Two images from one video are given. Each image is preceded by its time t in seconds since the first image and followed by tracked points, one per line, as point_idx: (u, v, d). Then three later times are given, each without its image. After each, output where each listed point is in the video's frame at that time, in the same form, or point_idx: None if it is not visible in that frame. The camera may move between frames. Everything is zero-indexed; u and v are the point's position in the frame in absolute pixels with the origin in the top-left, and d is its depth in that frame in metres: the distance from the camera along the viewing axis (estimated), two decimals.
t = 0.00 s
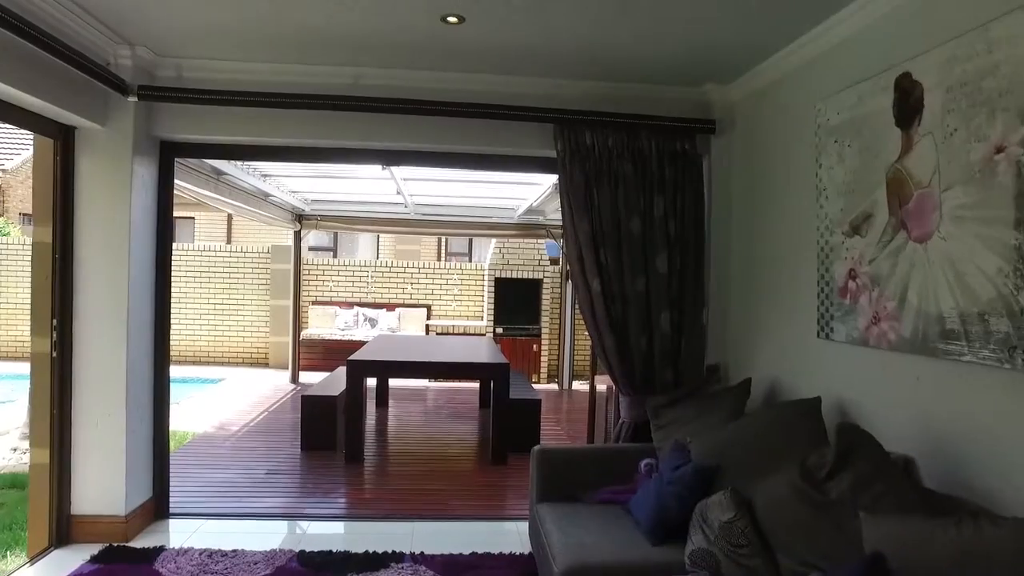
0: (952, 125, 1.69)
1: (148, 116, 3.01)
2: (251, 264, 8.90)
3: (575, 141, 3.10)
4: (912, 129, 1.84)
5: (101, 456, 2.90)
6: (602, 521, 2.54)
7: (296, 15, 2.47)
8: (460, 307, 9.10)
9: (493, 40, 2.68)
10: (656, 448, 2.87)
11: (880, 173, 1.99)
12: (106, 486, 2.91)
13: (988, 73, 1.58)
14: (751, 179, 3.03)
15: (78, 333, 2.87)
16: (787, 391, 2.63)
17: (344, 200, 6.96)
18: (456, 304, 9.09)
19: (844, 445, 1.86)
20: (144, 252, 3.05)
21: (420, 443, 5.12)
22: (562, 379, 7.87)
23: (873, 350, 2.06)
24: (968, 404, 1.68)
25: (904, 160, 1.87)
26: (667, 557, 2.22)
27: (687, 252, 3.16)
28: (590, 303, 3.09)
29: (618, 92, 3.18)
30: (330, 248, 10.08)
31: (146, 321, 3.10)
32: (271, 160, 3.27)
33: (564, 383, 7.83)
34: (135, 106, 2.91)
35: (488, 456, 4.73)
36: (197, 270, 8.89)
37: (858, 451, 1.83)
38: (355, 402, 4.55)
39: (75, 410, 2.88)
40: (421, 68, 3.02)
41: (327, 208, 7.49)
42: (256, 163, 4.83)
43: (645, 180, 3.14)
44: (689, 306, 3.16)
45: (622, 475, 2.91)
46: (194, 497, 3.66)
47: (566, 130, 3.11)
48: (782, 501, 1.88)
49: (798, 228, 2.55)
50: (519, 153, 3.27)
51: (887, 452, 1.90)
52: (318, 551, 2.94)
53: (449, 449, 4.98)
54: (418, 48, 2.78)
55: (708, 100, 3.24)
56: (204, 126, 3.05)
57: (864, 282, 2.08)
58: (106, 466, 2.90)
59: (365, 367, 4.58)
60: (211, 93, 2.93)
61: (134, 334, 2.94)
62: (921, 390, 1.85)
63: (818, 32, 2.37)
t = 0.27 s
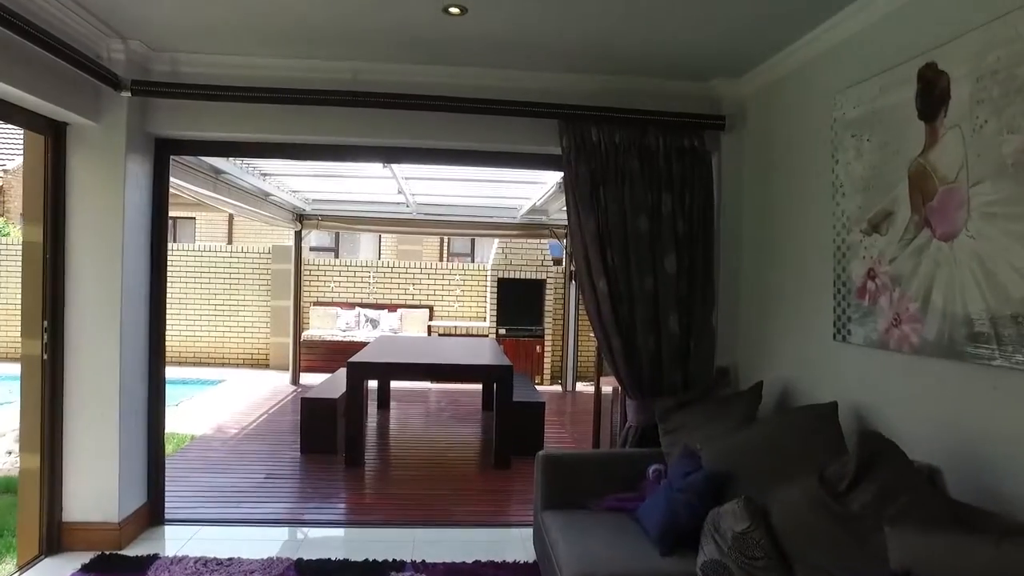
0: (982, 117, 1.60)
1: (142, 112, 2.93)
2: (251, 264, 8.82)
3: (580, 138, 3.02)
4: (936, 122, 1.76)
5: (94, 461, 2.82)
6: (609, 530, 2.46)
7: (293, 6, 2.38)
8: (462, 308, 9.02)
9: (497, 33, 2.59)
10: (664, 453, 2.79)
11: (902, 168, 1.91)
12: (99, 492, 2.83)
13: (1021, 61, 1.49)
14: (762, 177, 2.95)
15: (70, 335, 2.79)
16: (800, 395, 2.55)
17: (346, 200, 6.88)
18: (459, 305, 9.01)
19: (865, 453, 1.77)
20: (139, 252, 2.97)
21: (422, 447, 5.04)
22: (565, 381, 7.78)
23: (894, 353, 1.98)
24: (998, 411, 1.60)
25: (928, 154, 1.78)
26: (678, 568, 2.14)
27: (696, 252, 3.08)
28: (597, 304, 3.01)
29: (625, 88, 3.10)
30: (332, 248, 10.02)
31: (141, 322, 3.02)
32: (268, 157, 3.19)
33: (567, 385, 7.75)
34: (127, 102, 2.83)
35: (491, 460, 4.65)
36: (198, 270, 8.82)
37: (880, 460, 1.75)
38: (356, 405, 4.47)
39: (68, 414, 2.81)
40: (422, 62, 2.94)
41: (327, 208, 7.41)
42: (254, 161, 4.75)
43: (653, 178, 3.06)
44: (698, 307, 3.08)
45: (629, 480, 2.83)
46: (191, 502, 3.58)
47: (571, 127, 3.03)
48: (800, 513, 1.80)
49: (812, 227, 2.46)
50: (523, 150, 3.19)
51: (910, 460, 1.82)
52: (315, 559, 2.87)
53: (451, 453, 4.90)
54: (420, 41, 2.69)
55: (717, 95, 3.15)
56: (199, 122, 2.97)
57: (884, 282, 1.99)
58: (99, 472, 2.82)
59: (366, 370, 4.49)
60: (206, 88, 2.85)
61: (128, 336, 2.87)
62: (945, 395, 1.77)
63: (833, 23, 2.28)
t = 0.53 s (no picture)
0: (1012, 108, 1.52)
1: (136, 108, 2.86)
2: (252, 264, 8.76)
3: (585, 134, 2.95)
4: (961, 114, 1.68)
5: (87, 465, 2.75)
6: (616, 538, 2.38)
7: None
8: (465, 308, 8.95)
9: (500, 26, 2.52)
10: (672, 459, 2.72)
11: (923, 162, 1.82)
12: (92, 498, 2.76)
13: None
14: (773, 174, 2.87)
15: (62, 337, 2.72)
16: (812, 399, 2.47)
17: (347, 199, 6.81)
18: (461, 305, 8.94)
19: (886, 461, 1.69)
20: (133, 251, 2.90)
21: (424, 449, 4.96)
22: (569, 382, 7.70)
23: (914, 356, 1.90)
24: None
25: (952, 148, 1.70)
26: None
27: (704, 251, 3.01)
28: (602, 305, 2.93)
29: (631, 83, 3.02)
30: (333, 248, 9.95)
31: (136, 323, 2.95)
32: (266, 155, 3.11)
33: (571, 387, 7.68)
34: (122, 97, 2.76)
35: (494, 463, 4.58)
36: (198, 270, 8.75)
37: (903, 467, 1.67)
38: (357, 407, 4.38)
39: (61, 417, 2.74)
40: (423, 56, 2.86)
41: (328, 207, 7.33)
42: (253, 159, 4.67)
43: (660, 175, 2.98)
44: (707, 307, 3.00)
45: (636, 486, 2.75)
46: (188, 507, 3.51)
47: (577, 123, 2.96)
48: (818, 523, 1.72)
49: (826, 225, 2.38)
50: (527, 146, 3.11)
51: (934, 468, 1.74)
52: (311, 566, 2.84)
53: (453, 456, 4.82)
54: (421, 34, 2.62)
55: (726, 90, 3.07)
56: (195, 118, 2.90)
57: (903, 282, 1.91)
58: (92, 477, 2.75)
59: (368, 372, 4.41)
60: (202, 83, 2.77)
61: (122, 338, 2.80)
62: (970, 400, 1.69)
63: (848, 14, 2.20)
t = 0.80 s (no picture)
0: None
1: (132, 103, 2.79)
2: (254, 264, 8.70)
3: (592, 129, 2.88)
4: (989, 103, 1.60)
5: (81, 468, 2.68)
6: (625, 544, 2.31)
7: None
8: (468, 308, 8.88)
9: (505, 18, 2.45)
10: (682, 462, 2.65)
11: (947, 154, 1.75)
12: (87, 501, 2.69)
13: None
14: (785, 169, 2.79)
15: (57, 337, 2.66)
16: (827, 401, 2.40)
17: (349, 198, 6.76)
18: (464, 305, 8.87)
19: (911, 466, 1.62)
20: (129, 250, 2.84)
21: (427, 451, 4.90)
22: (573, 383, 7.63)
23: (936, 356, 1.82)
24: None
25: (979, 139, 1.63)
26: None
27: (714, 249, 2.94)
28: (609, 304, 2.87)
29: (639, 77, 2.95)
30: (335, 248, 9.90)
31: (132, 323, 2.89)
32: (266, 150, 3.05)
33: (576, 387, 7.61)
34: (118, 91, 2.69)
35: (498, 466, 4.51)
36: (200, 269, 8.69)
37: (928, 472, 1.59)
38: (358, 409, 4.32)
39: (55, 418, 2.67)
40: (427, 49, 2.80)
41: (330, 206, 7.26)
42: (254, 156, 4.61)
43: (669, 171, 2.91)
44: (716, 307, 2.93)
45: (644, 490, 2.68)
46: (187, 510, 3.45)
47: (583, 118, 2.89)
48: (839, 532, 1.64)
49: (841, 221, 2.31)
50: (533, 142, 3.04)
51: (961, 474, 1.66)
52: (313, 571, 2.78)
53: (456, 458, 4.75)
54: (424, 27, 2.55)
55: (736, 84, 3.00)
56: (193, 113, 2.83)
57: (924, 280, 1.84)
58: (87, 480, 2.69)
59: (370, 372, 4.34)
60: (200, 77, 2.70)
61: (118, 338, 2.73)
62: (999, 403, 1.62)
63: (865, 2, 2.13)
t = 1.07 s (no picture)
0: None
1: (130, 99, 2.73)
2: (256, 264, 8.65)
3: (600, 125, 2.82)
4: (1019, 95, 1.54)
5: (78, 471, 2.63)
6: (634, 551, 2.25)
7: None
8: (471, 308, 8.83)
9: (512, 12, 2.39)
10: (692, 466, 2.59)
11: (972, 148, 1.69)
12: (84, 506, 2.63)
13: None
14: (798, 166, 2.73)
15: (52, 338, 2.60)
16: (843, 404, 2.34)
17: (351, 197, 6.70)
18: (467, 305, 8.82)
19: (937, 473, 1.55)
20: (127, 249, 2.78)
21: (430, 453, 4.84)
22: (577, 383, 7.57)
23: (960, 358, 1.76)
24: None
25: (1008, 132, 1.57)
26: None
27: (724, 248, 2.87)
28: (618, 304, 2.81)
29: (647, 72, 2.90)
30: (337, 248, 9.85)
31: (131, 323, 2.83)
32: (267, 148, 2.99)
33: (580, 388, 7.55)
34: (115, 87, 2.63)
35: (503, 468, 4.45)
36: (201, 269, 8.65)
37: (956, 479, 1.53)
38: (360, 410, 4.21)
39: (51, 420, 2.62)
40: (431, 44, 2.74)
41: (332, 205, 7.20)
42: (254, 155, 4.56)
43: (678, 168, 2.85)
44: (726, 307, 2.87)
45: (653, 494, 2.62)
46: (187, 514, 3.40)
47: (591, 114, 2.83)
48: (863, 543, 1.58)
49: (857, 219, 2.25)
50: (539, 139, 2.98)
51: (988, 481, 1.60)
52: None
53: (460, 460, 4.70)
54: (428, 20, 2.49)
55: (747, 80, 2.94)
56: (193, 109, 2.77)
57: (947, 278, 1.78)
58: (84, 483, 2.63)
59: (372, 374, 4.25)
60: (200, 72, 2.64)
61: (115, 340, 2.67)
62: None
63: None
